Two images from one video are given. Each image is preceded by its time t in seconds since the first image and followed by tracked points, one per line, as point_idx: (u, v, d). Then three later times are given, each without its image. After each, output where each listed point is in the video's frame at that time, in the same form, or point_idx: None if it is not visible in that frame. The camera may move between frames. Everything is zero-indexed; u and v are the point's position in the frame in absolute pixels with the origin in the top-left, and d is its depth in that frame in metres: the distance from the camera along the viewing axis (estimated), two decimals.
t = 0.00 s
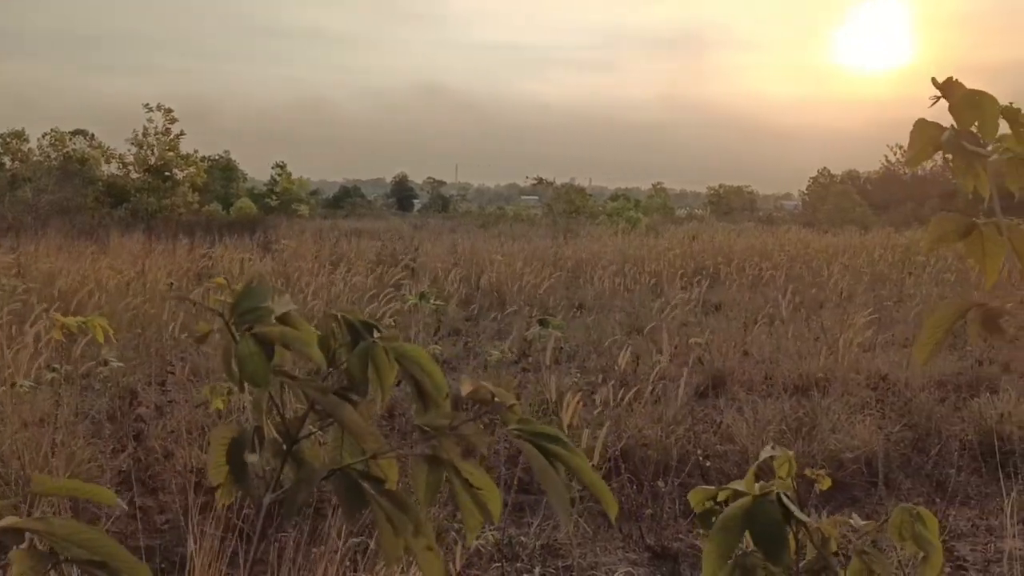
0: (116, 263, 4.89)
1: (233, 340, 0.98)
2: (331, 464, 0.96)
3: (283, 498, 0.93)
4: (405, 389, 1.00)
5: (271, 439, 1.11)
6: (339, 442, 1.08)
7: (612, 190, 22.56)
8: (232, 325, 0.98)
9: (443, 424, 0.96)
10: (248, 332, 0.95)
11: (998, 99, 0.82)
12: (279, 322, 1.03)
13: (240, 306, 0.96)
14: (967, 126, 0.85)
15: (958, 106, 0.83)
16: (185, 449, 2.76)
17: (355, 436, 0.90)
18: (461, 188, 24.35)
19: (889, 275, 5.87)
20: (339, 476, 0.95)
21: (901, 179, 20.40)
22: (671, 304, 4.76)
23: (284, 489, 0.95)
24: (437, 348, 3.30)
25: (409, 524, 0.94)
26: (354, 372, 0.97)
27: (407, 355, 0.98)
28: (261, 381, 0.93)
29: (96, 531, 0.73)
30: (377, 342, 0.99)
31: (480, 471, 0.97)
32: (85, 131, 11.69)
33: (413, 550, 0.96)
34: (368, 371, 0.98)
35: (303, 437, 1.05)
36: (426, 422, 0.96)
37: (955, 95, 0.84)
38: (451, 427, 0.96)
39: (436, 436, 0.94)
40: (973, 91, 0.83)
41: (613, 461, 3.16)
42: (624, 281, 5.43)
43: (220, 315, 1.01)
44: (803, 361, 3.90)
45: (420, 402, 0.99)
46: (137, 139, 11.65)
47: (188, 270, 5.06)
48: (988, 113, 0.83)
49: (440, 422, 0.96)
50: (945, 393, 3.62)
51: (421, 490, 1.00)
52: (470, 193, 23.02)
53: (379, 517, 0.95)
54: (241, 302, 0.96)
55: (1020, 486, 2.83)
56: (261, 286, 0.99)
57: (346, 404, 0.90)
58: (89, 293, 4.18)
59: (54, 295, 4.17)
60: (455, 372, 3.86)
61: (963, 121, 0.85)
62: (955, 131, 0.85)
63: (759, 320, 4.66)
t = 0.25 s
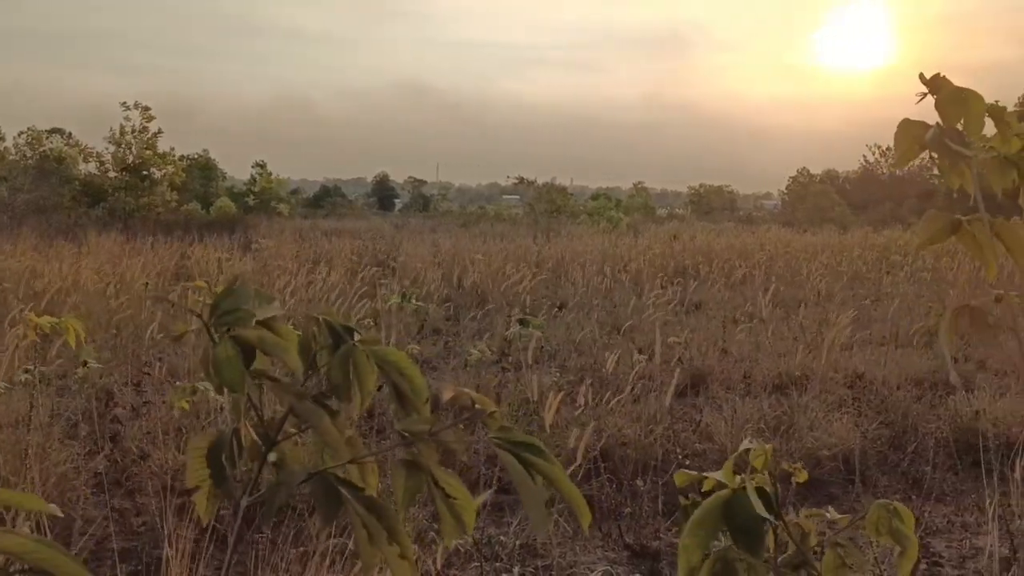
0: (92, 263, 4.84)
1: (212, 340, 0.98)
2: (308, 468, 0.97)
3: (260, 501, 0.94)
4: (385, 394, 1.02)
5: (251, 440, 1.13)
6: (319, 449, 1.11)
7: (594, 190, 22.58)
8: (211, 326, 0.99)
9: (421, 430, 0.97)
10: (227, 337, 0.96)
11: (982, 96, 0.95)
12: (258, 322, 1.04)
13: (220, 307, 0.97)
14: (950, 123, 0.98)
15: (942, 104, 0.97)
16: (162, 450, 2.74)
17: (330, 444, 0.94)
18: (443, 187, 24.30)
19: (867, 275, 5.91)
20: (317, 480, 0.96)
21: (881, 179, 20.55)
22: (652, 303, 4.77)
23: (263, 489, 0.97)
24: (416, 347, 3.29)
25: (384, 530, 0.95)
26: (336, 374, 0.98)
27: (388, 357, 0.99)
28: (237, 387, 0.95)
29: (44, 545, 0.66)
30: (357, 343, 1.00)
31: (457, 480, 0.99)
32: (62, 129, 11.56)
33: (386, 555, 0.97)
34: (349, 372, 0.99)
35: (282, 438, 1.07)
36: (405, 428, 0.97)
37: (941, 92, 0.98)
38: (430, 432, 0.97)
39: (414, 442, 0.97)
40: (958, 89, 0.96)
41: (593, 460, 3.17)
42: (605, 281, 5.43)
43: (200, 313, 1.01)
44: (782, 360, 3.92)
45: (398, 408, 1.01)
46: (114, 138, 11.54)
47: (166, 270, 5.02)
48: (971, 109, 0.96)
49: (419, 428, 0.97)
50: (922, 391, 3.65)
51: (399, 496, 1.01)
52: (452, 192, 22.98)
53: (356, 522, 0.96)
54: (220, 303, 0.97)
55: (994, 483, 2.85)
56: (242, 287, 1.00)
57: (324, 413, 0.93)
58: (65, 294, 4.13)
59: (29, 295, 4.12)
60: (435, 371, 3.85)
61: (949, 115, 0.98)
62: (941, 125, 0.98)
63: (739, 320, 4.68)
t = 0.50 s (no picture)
0: (71, 263, 4.80)
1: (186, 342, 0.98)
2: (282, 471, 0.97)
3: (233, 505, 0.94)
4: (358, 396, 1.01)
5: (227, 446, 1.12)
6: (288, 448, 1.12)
7: (577, 189, 22.60)
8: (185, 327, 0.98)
9: (391, 431, 0.96)
10: (200, 338, 0.95)
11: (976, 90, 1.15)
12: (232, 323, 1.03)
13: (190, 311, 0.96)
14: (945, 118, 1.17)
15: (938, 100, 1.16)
16: (141, 451, 2.72)
17: (304, 441, 0.96)
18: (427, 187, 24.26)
19: (847, 274, 5.95)
20: (290, 483, 0.96)
21: (862, 180, 20.68)
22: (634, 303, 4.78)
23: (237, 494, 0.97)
24: (398, 347, 3.28)
25: (359, 535, 0.93)
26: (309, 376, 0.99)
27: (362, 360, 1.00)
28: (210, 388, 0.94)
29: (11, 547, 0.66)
30: (330, 346, 1.00)
31: (430, 481, 0.98)
32: (41, 128, 11.46)
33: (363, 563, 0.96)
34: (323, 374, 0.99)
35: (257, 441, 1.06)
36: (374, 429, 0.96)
37: (941, 88, 1.17)
38: (400, 434, 0.95)
39: (383, 444, 0.95)
40: (956, 87, 1.15)
41: (574, 460, 3.17)
42: (587, 280, 5.44)
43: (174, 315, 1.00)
44: (763, 359, 3.94)
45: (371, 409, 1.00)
46: (94, 137, 11.45)
47: (146, 270, 4.98)
48: (967, 102, 1.15)
49: (389, 429, 0.96)
50: (900, 389, 3.67)
51: (375, 498, 1.02)
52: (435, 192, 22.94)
53: (329, 525, 0.94)
54: (192, 304, 0.97)
55: (971, 480, 2.88)
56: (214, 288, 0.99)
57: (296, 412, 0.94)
58: (42, 294, 4.10)
59: (6, 296, 4.08)
60: (417, 371, 3.85)
61: (946, 109, 1.16)
62: (940, 118, 1.17)
63: (720, 319, 4.69)
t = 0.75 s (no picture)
0: (44, 263, 4.75)
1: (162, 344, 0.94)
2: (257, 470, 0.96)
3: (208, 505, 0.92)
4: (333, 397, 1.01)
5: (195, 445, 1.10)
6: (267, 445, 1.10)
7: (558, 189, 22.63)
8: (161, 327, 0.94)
9: (372, 432, 0.96)
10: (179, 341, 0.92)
11: (958, 87, 1.15)
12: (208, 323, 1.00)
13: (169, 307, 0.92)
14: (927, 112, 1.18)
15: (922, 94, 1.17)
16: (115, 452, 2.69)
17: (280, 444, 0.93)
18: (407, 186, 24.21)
19: (824, 273, 5.99)
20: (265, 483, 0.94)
21: (840, 180, 20.84)
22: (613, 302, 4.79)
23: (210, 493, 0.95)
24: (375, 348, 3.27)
25: (338, 529, 0.92)
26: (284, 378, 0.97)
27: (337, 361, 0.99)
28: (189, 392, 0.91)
29: None
30: (304, 347, 1.00)
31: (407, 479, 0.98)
32: (15, 127, 11.34)
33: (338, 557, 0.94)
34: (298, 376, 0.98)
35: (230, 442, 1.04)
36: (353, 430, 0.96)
37: (925, 85, 1.18)
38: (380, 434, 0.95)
39: (364, 444, 0.94)
40: (938, 81, 1.17)
41: (553, 459, 3.17)
42: (566, 280, 5.45)
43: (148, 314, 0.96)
44: (740, 358, 3.96)
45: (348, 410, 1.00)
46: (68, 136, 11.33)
47: (121, 270, 4.93)
48: (949, 98, 1.16)
49: (368, 429, 0.95)
50: (875, 388, 3.70)
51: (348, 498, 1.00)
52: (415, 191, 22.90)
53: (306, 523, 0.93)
54: (171, 306, 0.92)
55: (945, 477, 2.91)
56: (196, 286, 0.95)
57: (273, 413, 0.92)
58: (15, 295, 4.05)
59: None
60: (395, 371, 3.83)
61: (929, 105, 1.18)
62: (923, 114, 1.18)
63: (699, 318, 4.71)
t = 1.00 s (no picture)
0: (24, 262, 4.71)
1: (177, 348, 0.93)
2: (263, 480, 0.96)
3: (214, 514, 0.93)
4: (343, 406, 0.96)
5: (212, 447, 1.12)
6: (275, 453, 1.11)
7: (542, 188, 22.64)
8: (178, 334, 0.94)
9: (371, 446, 0.93)
10: (191, 343, 0.91)
11: (927, 97, 1.18)
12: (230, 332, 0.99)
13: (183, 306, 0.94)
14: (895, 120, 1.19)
15: (891, 99, 1.19)
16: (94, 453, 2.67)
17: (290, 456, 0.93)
18: (390, 185, 24.15)
19: (806, 272, 6.02)
20: (270, 494, 0.96)
21: (822, 180, 20.98)
22: (595, 302, 4.80)
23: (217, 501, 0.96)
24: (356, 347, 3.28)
25: (336, 547, 0.92)
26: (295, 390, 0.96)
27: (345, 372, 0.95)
28: (209, 385, 0.89)
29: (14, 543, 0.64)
30: (317, 358, 0.97)
31: (411, 495, 0.97)
32: None
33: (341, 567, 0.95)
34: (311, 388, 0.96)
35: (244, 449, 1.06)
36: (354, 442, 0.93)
37: (893, 91, 1.19)
38: (382, 448, 0.93)
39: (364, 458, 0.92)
40: (908, 90, 1.18)
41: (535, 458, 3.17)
42: (549, 279, 5.45)
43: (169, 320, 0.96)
44: (722, 357, 3.98)
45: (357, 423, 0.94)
46: (47, 135, 11.24)
47: (101, 269, 4.90)
48: (918, 106, 1.18)
49: (369, 441, 0.93)
50: (855, 387, 3.73)
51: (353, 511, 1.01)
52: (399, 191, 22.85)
53: (309, 536, 0.94)
54: (188, 310, 0.93)
55: (923, 475, 2.93)
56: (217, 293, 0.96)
57: (284, 427, 0.91)
58: None
59: None
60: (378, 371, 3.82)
61: (896, 112, 1.20)
62: (891, 120, 1.20)
63: (681, 317, 4.73)
